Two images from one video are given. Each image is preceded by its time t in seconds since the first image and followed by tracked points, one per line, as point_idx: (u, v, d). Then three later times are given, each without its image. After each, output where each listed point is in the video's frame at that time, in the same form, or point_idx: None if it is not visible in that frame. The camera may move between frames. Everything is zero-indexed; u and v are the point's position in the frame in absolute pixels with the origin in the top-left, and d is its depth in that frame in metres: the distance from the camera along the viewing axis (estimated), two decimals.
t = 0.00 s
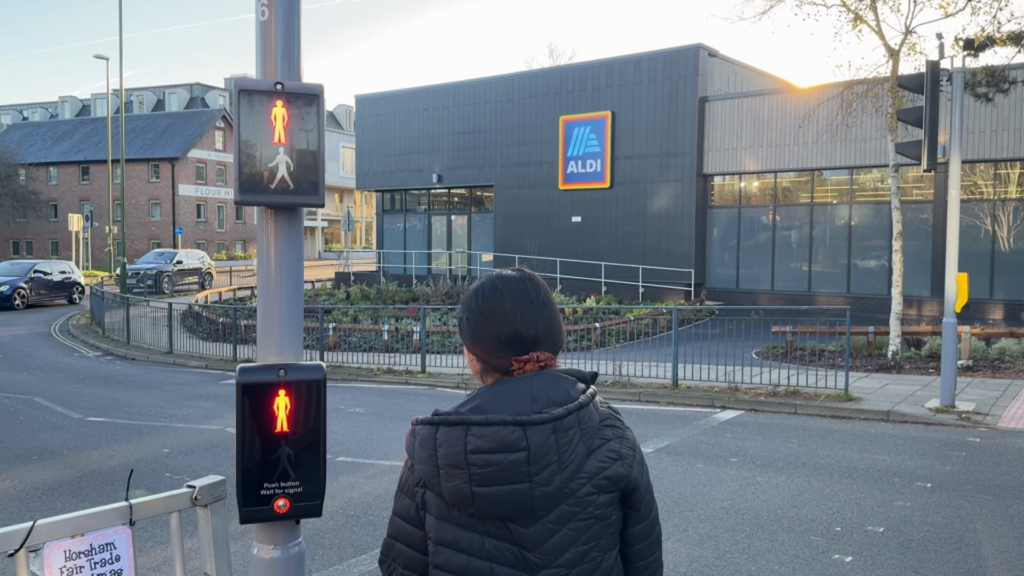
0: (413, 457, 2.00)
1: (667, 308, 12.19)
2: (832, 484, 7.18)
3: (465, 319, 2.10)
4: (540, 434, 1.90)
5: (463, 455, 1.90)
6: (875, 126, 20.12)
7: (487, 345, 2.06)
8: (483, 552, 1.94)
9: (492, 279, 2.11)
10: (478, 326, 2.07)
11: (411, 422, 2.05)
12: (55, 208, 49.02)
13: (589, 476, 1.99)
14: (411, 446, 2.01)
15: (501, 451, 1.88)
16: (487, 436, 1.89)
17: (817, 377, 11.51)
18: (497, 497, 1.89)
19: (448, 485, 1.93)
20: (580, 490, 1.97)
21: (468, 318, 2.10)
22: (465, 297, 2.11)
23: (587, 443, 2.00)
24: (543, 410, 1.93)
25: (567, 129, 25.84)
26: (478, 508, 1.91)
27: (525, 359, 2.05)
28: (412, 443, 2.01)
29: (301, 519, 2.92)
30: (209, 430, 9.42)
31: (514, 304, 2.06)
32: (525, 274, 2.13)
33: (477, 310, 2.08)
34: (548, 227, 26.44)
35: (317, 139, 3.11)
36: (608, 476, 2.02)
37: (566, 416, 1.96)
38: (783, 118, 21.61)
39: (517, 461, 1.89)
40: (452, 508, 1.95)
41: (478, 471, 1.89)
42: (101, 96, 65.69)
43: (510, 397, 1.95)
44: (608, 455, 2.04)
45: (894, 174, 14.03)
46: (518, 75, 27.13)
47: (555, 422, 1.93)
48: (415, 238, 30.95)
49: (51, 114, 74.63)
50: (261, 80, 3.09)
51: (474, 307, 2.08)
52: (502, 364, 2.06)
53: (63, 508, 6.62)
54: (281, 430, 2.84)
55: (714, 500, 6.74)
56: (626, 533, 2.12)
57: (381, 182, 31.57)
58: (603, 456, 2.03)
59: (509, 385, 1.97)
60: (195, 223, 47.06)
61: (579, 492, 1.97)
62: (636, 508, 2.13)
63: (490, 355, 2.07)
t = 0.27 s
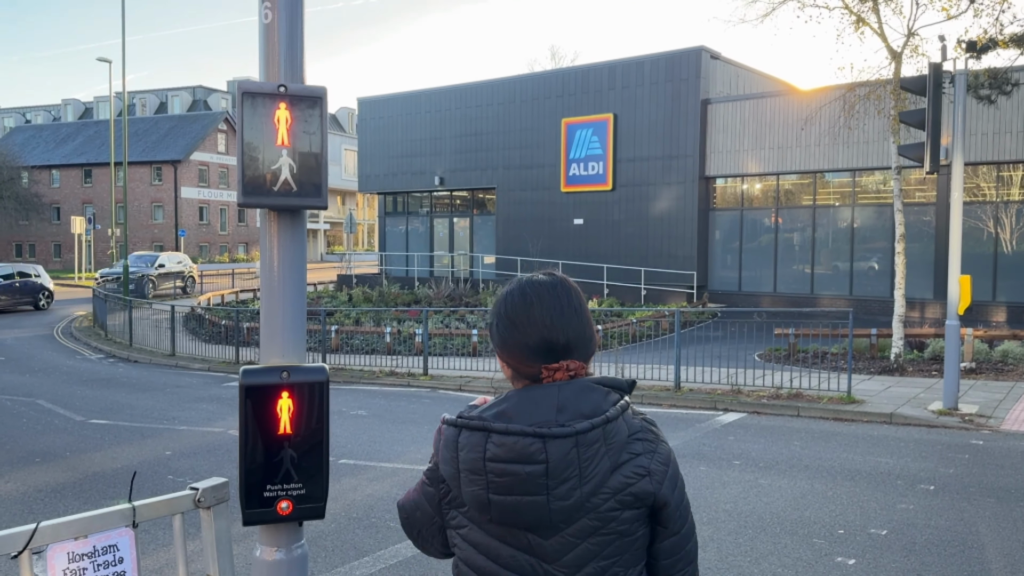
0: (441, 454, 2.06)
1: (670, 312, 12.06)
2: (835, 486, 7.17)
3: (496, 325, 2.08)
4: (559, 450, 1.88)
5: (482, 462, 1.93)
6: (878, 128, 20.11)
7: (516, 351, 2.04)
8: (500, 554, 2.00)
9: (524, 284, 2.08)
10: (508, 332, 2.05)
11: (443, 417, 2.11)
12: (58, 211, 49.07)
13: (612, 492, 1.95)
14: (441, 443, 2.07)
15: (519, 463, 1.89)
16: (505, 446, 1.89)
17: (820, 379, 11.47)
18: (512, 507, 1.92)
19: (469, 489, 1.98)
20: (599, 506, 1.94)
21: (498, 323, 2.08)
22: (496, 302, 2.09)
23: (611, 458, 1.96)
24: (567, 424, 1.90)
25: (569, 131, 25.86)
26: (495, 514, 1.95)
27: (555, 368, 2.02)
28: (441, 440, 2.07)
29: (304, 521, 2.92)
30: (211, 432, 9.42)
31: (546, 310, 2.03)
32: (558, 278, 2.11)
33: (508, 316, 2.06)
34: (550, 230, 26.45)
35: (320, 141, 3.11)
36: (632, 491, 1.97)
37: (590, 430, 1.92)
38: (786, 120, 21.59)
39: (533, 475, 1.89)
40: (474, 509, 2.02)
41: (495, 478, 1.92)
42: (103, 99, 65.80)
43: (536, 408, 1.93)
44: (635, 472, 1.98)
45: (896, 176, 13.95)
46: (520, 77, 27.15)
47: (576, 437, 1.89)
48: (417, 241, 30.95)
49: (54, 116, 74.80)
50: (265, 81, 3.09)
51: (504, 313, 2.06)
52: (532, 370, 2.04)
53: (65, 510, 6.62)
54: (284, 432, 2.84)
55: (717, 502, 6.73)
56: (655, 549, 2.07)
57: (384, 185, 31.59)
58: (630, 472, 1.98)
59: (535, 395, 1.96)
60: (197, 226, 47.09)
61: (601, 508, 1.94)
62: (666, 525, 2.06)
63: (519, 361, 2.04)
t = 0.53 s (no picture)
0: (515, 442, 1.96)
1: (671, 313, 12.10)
2: (837, 487, 7.17)
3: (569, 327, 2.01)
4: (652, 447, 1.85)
5: (570, 453, 1.86)
6: (878, 130, 20.11)
7: (599, 351, 1.98)
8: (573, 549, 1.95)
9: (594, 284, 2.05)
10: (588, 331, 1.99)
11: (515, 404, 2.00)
12: (58, 213, 49.11)
13: (689, 493, 1.94)
14: (514, 429, 1.97)
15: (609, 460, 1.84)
16: (596, 439, 1.84)
17: (821, 381, 11.45)
18: (598, 503, 1.86)
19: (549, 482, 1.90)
20: (679, 507, 1.92)
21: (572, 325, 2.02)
22: (569, 303, 2.03)
23: (693, 458, 1.95)
24: (660, 422, 1.88)
25: (570, 132, 25.86)
26: (575, 510, 1.89)
27: (638, 366, 2.02)
28: (516, 426, 1.96)
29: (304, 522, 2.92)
30: (213, 434, 9.41)
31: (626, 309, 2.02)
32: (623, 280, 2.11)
33: (584, 316, 2.01)
34: (551, 231, 26.45)
35: (320, 143, 3.11)
36: (708, 494, 1.97)
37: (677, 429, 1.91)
38: (786, 121, 21.60)
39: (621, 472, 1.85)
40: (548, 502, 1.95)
41: (582, 472, 1.86)
42: (104, 101, 65.84)
43: (624, 404, 1.90)
44: (712, 475, 1.98)
45: (897, 177, 13.95)
46: (521, 79, 27.16)
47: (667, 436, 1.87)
48: (418, 242, 30.96)
49: (54, 118, 74.88)
50: (265, 82, 3.09)
51: (580, 314, 2.01)
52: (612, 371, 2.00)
53: (66, 512, 6.61)
54: (284, 433, 2.84)
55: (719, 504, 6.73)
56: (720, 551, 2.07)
57: (384, 186, 31.60)
58: (705, 474, 1.97)
59: (624, 390, 1.92)
60: (198, 228, 47.11)
61: (676, 509, 1.93)
62: (734, 525, 2.07)
63: (601, 361, 1.99)
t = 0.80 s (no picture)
0: (605, 451, 1.85)
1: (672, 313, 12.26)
2: (837, 486, 7.18)
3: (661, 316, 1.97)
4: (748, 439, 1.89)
5: (680, 453, 1.81)
6: (877, 130, 20.11)
7: (686, 345, 1.96)
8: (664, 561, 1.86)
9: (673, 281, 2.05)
10: (681, 324, 1.97)
11: (594, 411, 1.88)
12: (58, 213, 49.16)
13: (764, 484, 1.99)
14: (603, 438, 1.85)
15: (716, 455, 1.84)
16: (707, 435, 1.83)
17: (820, 380, 11.46)
18: (709, 501, 1.84)
19: (649, 487, 1.82)
20: (759, 499, 1.96)
21: (664, 315, 1.97)
22: (644, 294, 2.00)
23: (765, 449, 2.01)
24: (747, 415, 1.92)
25: (570, 132, 25.85)
26: (683, 512, 1.83)
27: (707, 360, 2.03)
28: (604, 435, 1.85)
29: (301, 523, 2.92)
30: (212, 434, 9.41)
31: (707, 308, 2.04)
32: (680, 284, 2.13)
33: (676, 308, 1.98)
34: (551, 231, 26.45)
35: (316, 144, 3.11)
36: (777, 484, 2.03)
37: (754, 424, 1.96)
38: (786, 121, 21.61)
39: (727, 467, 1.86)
40: (645, 509, 1.85)
41: (694, 471, 1.82)
42: (103, 101, 65.88)
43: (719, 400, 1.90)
44: (775, 466, 2.05)
45: (897, 177, 13.94)
46: (521, 79, 27.15)
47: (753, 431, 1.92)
48: (417, 242, 30.97)
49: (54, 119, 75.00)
50: (261, 83, 3.10)
51: (672, 305, 1.98)
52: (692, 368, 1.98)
53: (65, 513, 6.62)
54: (281, 434, 2.84)
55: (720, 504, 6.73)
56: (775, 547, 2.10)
57: (384, 187, 31.61)
58: (771, 464, 2.04)
59: (713, 385, 1.92)
60: (197, 228, 47.11)
61: (757, 501, 1.96)
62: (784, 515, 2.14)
63: (685, 358, 1.96)
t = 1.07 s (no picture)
0: (645, 460, 1.80)
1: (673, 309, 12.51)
2: (836, 485, 7.17)
3: (686, 315, 1.96)
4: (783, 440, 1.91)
5: (724, 458, 1.80)
6: (877, 128, 20.10)
7: (712, 347, 1.95)
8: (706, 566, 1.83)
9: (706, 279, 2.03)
10: (705, 325, 1.95)
11: (628, 419, 1.84)
12: (56, 213, 49.14)
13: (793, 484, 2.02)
14: (642, 446, 1.81)
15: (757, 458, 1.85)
16: (750, 437, 1.83)
17: (820, 379, 11.48)
18: (755, 505, 1.84)
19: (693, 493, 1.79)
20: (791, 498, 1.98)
21: (690, 315, 1.96)
22: (672, 293, 1.98)
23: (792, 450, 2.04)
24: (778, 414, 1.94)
25: (569, 131, 25.83)
26: (728, 516, 1.82)
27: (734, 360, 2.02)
28: (644, 443, 1.81)
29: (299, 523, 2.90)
30: (211, 434, 9.40)
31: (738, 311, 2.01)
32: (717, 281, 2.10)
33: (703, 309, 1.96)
34: (550, 229, 26.43)
35: (313, 142, 3.10)
36: (802, 481, 2.08)
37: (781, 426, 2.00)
38: (785, 120, 21.58)
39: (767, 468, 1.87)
40: (688, 518, 1.82)
41: (739, 475, 1.82)
42: (102, 100, 65.81)
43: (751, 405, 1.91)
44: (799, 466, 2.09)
45: (896, 175, 13.91)
46: (520, 77, 27.12)
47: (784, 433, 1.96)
48: (416, 241, 30.94)
49: (52, 118, 74.97)
50: (258, 82, 3.08)
51: (700, 305, 1.96)
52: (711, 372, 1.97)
53: (63, 513, 6.60)
54: (278, 434, 2.83)
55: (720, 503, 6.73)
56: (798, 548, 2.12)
57: (383, 186, 31.58)
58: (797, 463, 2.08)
59: (736, 391, 1.91)
60: (196, 227, 47.05)
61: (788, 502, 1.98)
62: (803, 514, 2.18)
63: (713, 358, 1.95)
